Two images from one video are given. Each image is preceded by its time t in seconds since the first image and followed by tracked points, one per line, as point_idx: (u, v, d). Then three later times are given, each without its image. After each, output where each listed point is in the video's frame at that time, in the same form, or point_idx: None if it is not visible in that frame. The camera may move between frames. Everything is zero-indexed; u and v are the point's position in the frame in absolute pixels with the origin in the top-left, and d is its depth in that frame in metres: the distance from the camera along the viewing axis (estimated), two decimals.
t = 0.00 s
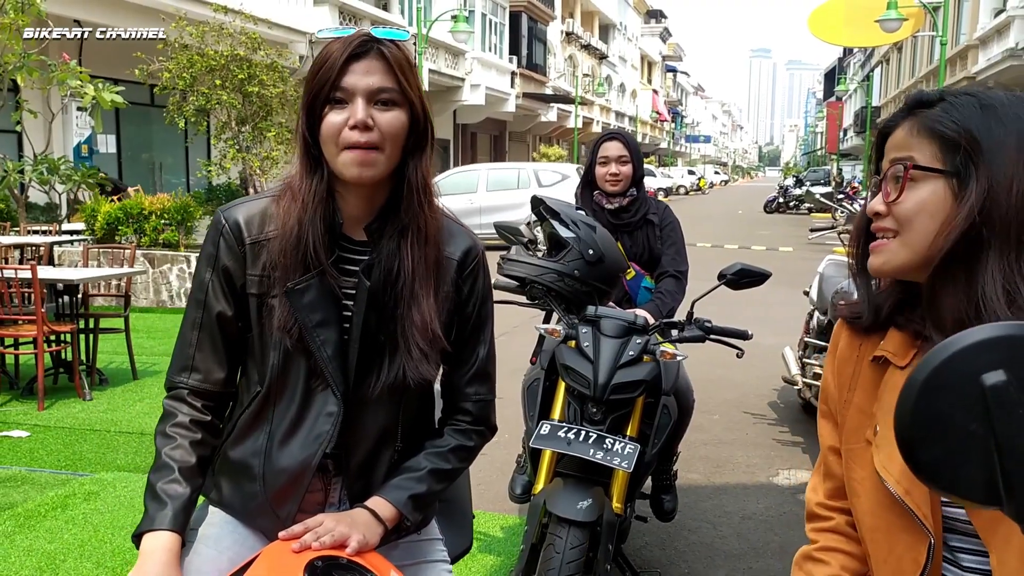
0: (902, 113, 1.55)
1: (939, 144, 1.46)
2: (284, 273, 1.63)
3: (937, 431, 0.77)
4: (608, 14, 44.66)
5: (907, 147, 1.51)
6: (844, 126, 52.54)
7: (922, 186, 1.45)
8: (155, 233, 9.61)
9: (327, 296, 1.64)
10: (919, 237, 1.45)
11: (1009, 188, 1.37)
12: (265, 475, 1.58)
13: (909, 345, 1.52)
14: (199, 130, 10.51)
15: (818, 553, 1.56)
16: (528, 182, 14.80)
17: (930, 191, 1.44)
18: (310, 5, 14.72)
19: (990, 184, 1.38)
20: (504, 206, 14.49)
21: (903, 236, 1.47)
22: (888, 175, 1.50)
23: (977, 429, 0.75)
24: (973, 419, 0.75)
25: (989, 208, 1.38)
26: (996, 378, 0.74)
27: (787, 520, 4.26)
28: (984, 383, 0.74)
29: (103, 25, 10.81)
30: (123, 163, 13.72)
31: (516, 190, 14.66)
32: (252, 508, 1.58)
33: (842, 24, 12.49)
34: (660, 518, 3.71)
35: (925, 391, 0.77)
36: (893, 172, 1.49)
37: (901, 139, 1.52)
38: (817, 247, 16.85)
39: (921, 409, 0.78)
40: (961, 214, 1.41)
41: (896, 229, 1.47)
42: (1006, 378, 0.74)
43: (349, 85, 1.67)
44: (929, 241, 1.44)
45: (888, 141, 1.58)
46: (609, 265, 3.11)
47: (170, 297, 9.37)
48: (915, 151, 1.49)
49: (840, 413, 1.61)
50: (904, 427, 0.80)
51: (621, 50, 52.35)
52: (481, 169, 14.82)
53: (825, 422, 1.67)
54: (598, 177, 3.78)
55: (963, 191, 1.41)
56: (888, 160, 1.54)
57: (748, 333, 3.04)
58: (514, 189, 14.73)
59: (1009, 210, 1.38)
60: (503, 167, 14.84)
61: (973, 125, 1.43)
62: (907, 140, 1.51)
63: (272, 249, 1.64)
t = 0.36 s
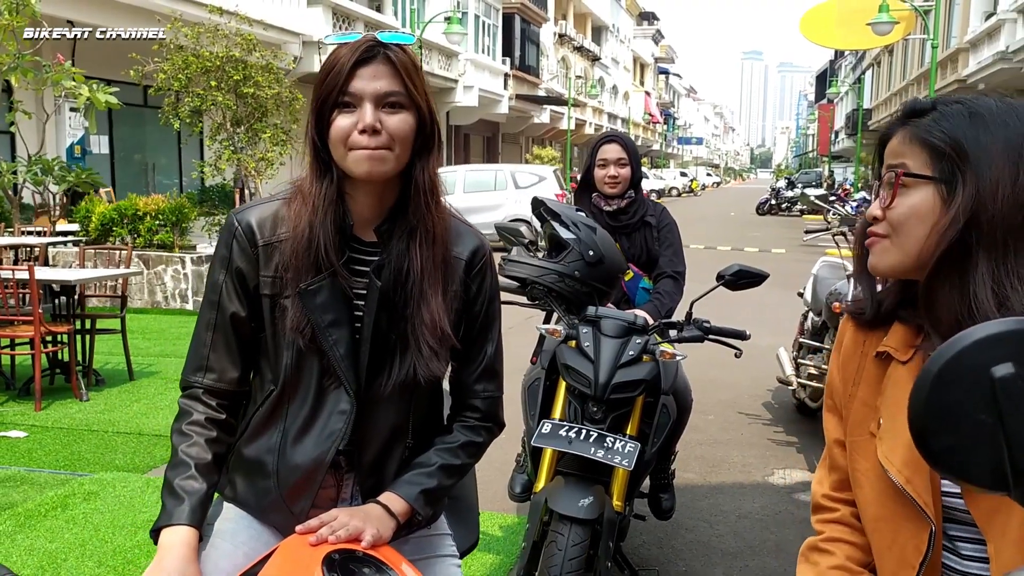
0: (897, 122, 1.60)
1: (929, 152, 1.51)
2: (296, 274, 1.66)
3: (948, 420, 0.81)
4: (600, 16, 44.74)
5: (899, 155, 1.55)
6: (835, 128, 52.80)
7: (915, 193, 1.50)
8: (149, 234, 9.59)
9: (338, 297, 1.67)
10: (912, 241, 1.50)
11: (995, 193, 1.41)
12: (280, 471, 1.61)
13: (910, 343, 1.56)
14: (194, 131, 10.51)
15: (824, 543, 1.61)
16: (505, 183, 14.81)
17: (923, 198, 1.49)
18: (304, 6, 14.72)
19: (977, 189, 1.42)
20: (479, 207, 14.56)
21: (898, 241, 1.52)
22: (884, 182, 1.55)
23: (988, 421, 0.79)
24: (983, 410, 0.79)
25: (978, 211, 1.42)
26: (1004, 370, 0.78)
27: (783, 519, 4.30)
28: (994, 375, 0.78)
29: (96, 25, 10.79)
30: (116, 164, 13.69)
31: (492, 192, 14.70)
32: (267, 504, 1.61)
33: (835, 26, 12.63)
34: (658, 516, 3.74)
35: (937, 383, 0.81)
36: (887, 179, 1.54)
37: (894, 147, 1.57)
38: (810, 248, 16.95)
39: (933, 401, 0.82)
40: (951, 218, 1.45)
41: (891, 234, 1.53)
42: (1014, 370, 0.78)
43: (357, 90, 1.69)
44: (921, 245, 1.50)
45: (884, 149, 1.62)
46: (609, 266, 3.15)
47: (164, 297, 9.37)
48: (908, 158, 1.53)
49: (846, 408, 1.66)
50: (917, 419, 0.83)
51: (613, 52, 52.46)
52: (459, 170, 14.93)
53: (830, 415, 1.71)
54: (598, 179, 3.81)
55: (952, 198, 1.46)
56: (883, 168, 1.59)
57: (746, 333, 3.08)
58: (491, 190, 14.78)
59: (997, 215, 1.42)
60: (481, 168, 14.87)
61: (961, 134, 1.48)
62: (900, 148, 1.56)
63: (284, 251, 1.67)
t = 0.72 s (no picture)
0: (900, 130, 1.64)
1: (934, 158, 1.55)
2: (312, 275, 1.69)
3: (962, 414, 0.85)
4: (595, 17, 44.83)
5: (904, 162, 1.59)
6: (830, 130, 52.99)
7: (920, 199, 1.54)
8: (148, 235, 9.59)
9: (353, 297, 1.70)
10: (920, 246, 1.54)
11: (1000, 198, 1.45)
12: (296, 468, 1.64)
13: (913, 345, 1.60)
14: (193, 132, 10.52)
15: (829, 540, 1.64)
16: (484, 184, 14.99)
17: (929, 204, 1.53)
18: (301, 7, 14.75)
19: (983, 195, 1.46)
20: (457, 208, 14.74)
21: (902, 246, 1.56)
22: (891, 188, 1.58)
23: (1001, 415, 0.83)
24: (995, 405, 0.83)
25: (985, 216, 1.46)
26: (1016, 367, 0.81)
27: (782, 518, 4.35)
28: (1005, 371, 0.81)
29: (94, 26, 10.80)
30: (112, 165, 13.68)
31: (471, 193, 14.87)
32: (283, 501, 1.65)
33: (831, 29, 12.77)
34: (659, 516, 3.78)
35: (952, 379, 0.84)
36: (893, 185, 1.58)
37: (900, 156, 1.61)
38: (805, 250, 17.03)
39: (948, 396, 0.85)
40: (955, 223, 1.49)
41: (898, 239, 1.56)
42: None
43: (372, 95, 1.73)
44: (927, 250, 1.53)
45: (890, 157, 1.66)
46: (612, 267, 3.18)
47: (162, 298, 9.39)
48: (914, 165, 1.57)
49: (850, 407, 1.69)
50: (934, 413, 0.87)
51: (609, 54, 52.58)
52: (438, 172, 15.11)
53: (834, 414, 1.74)
54: (598, 181, 3.83)
55: (958, 204, 1.50)
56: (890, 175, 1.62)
57: (747, 334, 3.11)
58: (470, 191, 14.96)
59: (1000, 219, 1.45)
60: (461, 170, 15.03)
61: (967, 141, 1.52)
62: (906, 155, 1.60)
63: (300, 252, 1.70)
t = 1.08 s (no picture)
0: (889, 141, 1.69)
1: (922, 167, 1.59)
2: (321, 275, 1.72)
3: (960, 409, 0.88)
4: (593, 20, 44.93)
5: (894, 172, 1.63)
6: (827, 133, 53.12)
7: (910, 208, 1.58)
8: (147, 234, 9.60)
9: (362, 296, 1.74)
10: (913, 252, 1.58)
11: (986, 206, 1.49)
12: (307, 464, 1.68)
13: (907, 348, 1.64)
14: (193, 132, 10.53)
15: (826, 536, 1.68)
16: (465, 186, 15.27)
17: (917, 213, 1.57)
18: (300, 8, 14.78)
19: (969, 203, 1.51)
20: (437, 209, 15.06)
21: (896, 251, 1.60)
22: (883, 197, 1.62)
23: (996, 411, 0.87)
24: (990, 400, 0.87)
25: (971, 222, 1.50)
26: (1010, 365, 0.85)
27: (779, 518, 4.39)
28: (1000, 369, 0.86)
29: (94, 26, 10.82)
30: (111, 164, 13.69)
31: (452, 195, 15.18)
32: (294, 496, 1.68)
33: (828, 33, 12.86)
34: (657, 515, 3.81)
35: (950, 376, 0.88)
36: (883, 195, 1.63)
37: (890, 165, 1.65)
38: (802, 253, 17.10)
39: (946, 392, 0.89)
40: (944, 230, 1.53)
41: (892, 245, 1.60)
42: (1018, 365, 0.85)
43: (382, 99, 1.76)
44: (920, 255, 1.57)
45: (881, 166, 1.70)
46: (613, 269, 3.21)
47: (161, 298, 9.41)
48: (902, 175, 1.62)
49: (846, 407, 1.73)
50: (933, 407, 0.91)
51: (607, 56, 52.63)
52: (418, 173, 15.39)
53: (830, 414, 1.78)
54: (595, 184, 3.87)
55: (945, 211, 1.54)
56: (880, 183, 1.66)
57: (746, 336, 3.15)
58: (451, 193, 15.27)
59: (988, 225, 1.50)
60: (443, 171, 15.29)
61: (953, 151, 1.56)
62: (894, 165, 1.64)
63: (310, 252, 1.73)
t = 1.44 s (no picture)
0: (874, 148, 1.72)
1: (906, 175, 1.62)
2: (317, 276, 1.74)
3: (941, 406, 0.92)
4: (585, 21, 45.04)
5: (879, 180, 1.67)
6: (818, 135, 53.38)
7: (896, 215, 1.62)
8: (139, 235, 9.59)
9: (357, 296, 1.77)
10: (896, 257, 1.62)
11: (969, 212, 1.54)
12: (304, 464, 1.71)
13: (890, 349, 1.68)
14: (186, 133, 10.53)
15: (815, 531, 1.72)
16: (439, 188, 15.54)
17: (904, 219, 1.61)
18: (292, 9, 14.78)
19: (954, 210, 1.55)
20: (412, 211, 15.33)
21: (881, 256, 1.64)
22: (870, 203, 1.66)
23: (971, 408, 0.91)
24: (968, 398, 0.90)
25: (955, 229, 1.55)
26: (985, 364, 0.89)
27: (769, 518, 4.44)
28: (975, 368, 0.90)
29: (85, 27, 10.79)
30: (102, 165, 13.65)
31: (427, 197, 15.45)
32: (292, 495, 1.72)
33: (818, 36, 12.98)
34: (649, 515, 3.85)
35: (930, 372, 0.92)
36: (869, 202, 1.66)
37: (875, 173, 1.69)
38: (793, 255, 17.20)
39: (926, 390, 0.93)
40: (931, 236, 1.57)
41: (879, 252, 1.64)
42: (993, 364, 0.89)
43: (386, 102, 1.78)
44: (907, 260, 1.61)
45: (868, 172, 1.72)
46: (605, 270, 3.26)
47: (154, 299, 9.41)
48: (885, 184, 1.65)
49: (833, 406, 1.77)
50: (912, 402, 0.94)
51: (599, 58, 52.72)
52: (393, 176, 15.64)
53: (818, 412, 1.82)
54: (585, 186, 3.90)
55: (930, 218, 1.58)
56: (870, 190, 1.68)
57: (737, 336, 3.19)
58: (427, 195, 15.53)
59: (971, 231, 1.54)
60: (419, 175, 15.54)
61: (937, 160, 1.60)
62: (879, 173, 1.67)
63: (305, 255, 1.76)
